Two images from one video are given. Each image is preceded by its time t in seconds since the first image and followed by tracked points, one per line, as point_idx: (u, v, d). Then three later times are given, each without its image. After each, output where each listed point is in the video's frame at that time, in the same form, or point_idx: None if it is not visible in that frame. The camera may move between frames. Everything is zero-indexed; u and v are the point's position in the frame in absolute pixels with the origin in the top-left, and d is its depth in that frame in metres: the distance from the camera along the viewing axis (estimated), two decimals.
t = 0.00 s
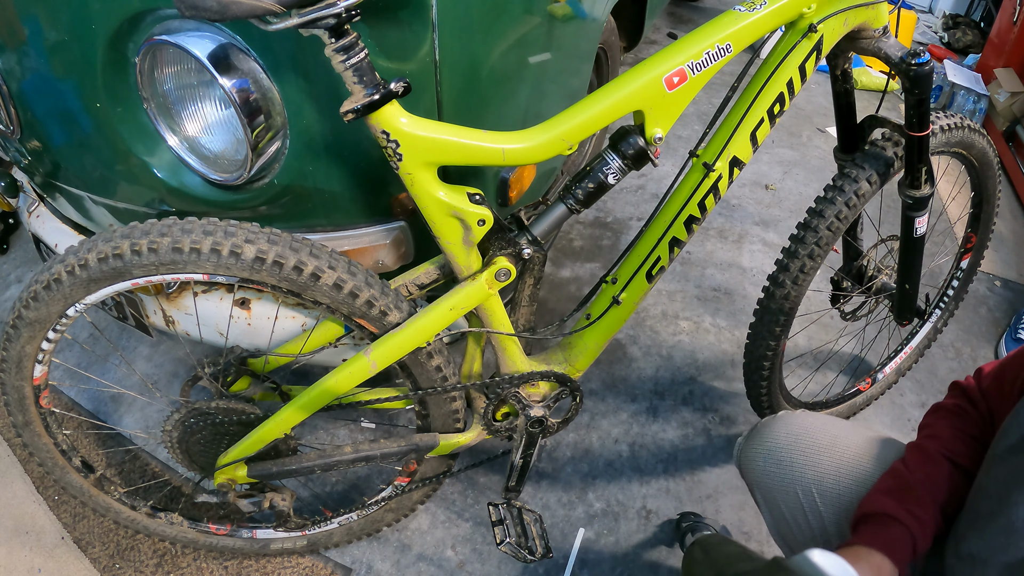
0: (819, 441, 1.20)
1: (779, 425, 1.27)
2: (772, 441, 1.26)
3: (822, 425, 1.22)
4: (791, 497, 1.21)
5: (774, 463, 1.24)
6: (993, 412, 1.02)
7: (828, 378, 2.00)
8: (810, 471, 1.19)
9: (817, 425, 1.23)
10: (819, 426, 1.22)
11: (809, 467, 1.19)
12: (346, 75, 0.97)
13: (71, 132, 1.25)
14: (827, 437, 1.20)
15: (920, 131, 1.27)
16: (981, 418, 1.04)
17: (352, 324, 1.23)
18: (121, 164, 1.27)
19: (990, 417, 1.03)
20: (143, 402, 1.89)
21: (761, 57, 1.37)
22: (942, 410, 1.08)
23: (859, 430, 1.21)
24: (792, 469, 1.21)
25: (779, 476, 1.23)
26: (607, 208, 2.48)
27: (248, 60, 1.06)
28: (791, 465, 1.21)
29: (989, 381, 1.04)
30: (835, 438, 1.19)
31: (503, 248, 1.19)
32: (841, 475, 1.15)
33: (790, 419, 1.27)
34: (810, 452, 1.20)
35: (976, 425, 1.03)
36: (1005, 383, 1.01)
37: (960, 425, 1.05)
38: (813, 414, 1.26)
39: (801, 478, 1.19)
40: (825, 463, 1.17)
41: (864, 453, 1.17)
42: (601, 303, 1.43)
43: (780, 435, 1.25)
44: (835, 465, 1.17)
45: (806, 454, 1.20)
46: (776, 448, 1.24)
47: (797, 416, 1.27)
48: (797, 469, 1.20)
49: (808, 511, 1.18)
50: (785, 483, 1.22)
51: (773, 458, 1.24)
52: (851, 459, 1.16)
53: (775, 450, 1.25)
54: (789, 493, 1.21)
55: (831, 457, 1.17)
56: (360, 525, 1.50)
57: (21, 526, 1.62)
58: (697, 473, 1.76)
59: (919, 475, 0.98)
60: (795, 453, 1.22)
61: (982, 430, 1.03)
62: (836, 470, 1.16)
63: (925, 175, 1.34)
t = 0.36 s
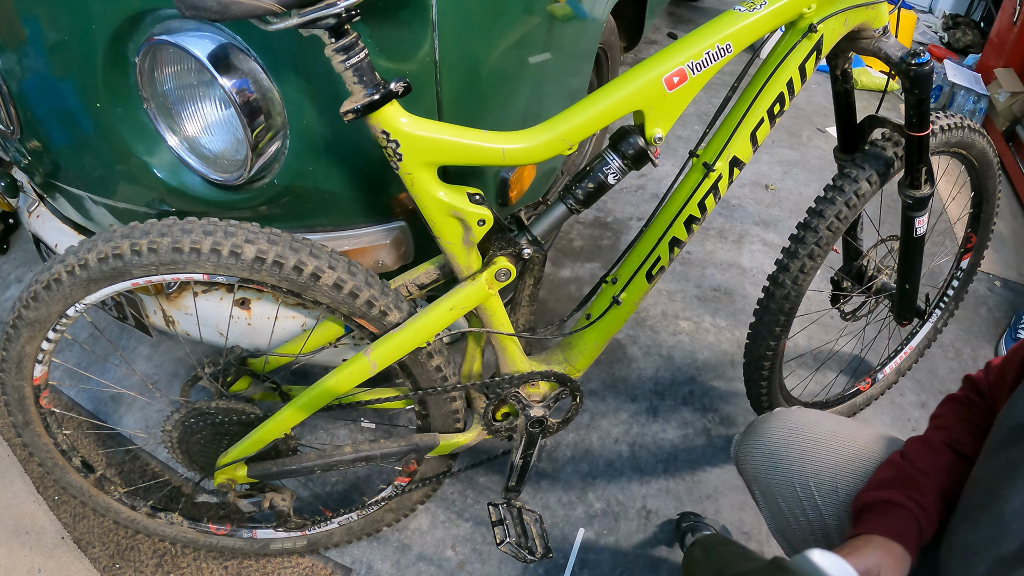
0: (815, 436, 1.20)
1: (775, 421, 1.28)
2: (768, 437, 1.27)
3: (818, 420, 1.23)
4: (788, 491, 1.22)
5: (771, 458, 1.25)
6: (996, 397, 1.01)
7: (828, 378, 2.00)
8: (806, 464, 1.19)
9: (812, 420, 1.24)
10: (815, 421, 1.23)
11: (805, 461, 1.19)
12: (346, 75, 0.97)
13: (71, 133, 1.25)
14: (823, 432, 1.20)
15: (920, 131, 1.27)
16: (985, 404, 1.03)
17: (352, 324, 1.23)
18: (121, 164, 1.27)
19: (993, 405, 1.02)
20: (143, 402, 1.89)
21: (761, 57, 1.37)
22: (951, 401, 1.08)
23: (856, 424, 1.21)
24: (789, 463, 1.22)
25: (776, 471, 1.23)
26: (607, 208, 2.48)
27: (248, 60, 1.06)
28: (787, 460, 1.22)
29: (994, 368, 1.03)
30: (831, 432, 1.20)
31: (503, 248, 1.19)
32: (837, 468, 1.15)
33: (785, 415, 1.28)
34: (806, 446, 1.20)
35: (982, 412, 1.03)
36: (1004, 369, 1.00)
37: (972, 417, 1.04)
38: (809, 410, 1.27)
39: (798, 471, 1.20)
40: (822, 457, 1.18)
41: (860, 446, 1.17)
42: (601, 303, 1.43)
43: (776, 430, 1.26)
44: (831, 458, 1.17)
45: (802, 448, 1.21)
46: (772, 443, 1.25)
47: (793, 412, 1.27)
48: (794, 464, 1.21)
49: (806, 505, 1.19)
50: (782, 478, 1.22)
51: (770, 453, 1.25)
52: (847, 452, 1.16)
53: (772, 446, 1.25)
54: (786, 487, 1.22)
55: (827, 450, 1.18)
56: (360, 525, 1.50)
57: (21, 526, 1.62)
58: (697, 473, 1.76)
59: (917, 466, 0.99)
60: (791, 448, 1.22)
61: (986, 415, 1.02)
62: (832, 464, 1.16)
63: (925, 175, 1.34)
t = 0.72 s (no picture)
0: (811, 445, 1.21)
1: (770, 431, 1.28)
2: (763, 447, 1.27)
3: (815, 431, 1.23)
4: (782, 500, 1.21)
5: (766, 467, 1.24)
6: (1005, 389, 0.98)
7: (828, 378, 2.00)
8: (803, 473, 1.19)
9: (808, 430, 1.24)
10: (811, 431, 1.23)
11: (800, 470, 1.19)
12: (346, 75, 0.97)
13: (71, 132, 1.25)
14: (818, 442, 1.21)
15: (920, 131, 1.27)
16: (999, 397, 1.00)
17: (352, 324, 1.23)
18: (121, 163, 1.27)
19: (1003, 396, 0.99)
20: (143, 402, 1.89)
21: (761, 57, 1.37)
22: (977, 395, 1.06)
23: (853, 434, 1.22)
24: (785, 472, 1.21)
25: (772, 480, 1.23)
26: (607, 208, 2.48)
27: (248, 60, 1.06)
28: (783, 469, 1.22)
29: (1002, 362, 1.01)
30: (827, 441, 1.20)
31: (504, 248, 1.19)
32: (832, 477, 1.15)
33: (780, 425, 1.28)
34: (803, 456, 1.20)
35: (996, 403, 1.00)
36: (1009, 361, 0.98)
37: (993, 410, 1.02)
38: (805, 420, 1.27)
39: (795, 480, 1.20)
40: (818, 466, 1.18)
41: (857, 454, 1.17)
42: (601, 303, 1.43)
43: (772, 441, 1.26)
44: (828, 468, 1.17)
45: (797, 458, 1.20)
46: (768, 453, 1.25)
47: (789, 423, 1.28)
48: (790, 472, 1.20)
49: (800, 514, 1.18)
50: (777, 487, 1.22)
51: (765, 463, 1.25)
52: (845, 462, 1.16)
53: (767, 455, 1.25)
54: (781, 496, 1.21)
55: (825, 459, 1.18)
56: (360, 525, 1.50)
57: (21, 526, 1.62)
58: (697, 473, 1.76)
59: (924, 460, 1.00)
60: (787, 457, 1.22)
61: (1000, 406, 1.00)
62: (827, 473, 1.16)
63: (925, 175, 1.34)
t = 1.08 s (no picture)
0: (807, 447, 1.20)
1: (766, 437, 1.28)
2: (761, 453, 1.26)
3: (812, 433, 1.22)
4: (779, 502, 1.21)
5: (763, 469, 1.25)
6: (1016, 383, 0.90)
7: (828, 378, 2.00)
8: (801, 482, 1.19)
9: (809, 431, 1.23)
10: (809, 435, 1.22)
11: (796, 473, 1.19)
12: (346, 75, 0.97)
13: (71, 132, 1.25)
14: (815, 444, 1.20)
15: (920, 131, 1.27)
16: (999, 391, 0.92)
17: (352, 324, 1.23)
18: (121, 163, 1.27)
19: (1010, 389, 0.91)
20: (143, 402, 1.89)
21: (761, 57, 1.37)
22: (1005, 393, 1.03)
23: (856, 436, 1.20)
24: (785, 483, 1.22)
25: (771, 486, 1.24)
26: (607, 208, 2.48)
27: (248, 60, 1.06)
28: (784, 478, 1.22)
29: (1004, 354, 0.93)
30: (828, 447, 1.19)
31: (504, 248, 1.19)
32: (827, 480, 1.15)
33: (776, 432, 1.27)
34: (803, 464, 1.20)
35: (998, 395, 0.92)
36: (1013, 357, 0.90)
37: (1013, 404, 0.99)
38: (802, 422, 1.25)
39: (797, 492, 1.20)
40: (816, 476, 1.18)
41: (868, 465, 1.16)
42: (601, 303, 1.43)
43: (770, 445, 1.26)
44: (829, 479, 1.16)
45: (793, 460, 1.20)
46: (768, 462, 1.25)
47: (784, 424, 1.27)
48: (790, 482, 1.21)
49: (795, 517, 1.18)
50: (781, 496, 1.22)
51: (762, 472, 1.25)
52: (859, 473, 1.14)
53: (766, 463, 1.25)
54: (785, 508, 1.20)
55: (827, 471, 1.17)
56: (360, 525, 1.50)
57: (21, 526, 1.62)
58: (697, 473, 1.76)
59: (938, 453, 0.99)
60: (785, 463, 1.21)
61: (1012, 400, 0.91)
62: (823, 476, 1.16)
63: (925, 175, 1.35)
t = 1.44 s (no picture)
0: (810, 453, 1.26)
1: (768, 438, 1.33)
2: (765, 454, 1.30)
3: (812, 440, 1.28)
4: (782, 509, 1.23)
5: (765, 476, 1.27)
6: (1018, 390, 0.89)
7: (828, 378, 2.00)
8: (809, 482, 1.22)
9: (811, 436, 1.30)
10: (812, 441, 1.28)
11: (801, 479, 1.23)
12: (346, 74, 0.97)
13: (71, 132, 1.25)
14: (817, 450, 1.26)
15: (920, 131, 1.27)
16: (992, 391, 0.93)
17: (352, 324, 1.23)
18: (121, 163, 1.27)
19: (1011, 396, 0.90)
20: (143, 402, 1.89)
21: (761, 57, 1.37)
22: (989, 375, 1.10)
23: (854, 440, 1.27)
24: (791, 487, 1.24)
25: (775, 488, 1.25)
26: (607, 208, 2.48)
27: (248, 60, 1.06)
28: (791, 479, 1.25)
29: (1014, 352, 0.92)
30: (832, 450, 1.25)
31: (504, 248, 1.19)
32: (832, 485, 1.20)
33: (777, 436, 1.32)
34: (811, 465, 1.24)
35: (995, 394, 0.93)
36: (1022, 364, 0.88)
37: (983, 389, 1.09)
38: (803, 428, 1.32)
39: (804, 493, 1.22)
40: (824, 476, 1.22)
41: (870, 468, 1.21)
42: (601, 303, 1.42)
43: (775, 446, 1.30)
44: (835, 480, 1.21)
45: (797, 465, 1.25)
46: (772, 464, 1.28)
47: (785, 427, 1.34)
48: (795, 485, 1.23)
49: (799, 523, 1.20)
50: (785, 498, 1.23)
51: (766, 474, 1.27)
52: (865, 472, 1.20)
53: (770, 465, 1.28)
54: (792, 517, 1.21)
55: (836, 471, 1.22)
56: (360, 525, 1.50)
57: (21, 526, 1.62)
58: (697, 473, 1.76)
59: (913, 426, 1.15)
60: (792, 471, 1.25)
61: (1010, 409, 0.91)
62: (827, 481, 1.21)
63: (925, 175, 1.35)
